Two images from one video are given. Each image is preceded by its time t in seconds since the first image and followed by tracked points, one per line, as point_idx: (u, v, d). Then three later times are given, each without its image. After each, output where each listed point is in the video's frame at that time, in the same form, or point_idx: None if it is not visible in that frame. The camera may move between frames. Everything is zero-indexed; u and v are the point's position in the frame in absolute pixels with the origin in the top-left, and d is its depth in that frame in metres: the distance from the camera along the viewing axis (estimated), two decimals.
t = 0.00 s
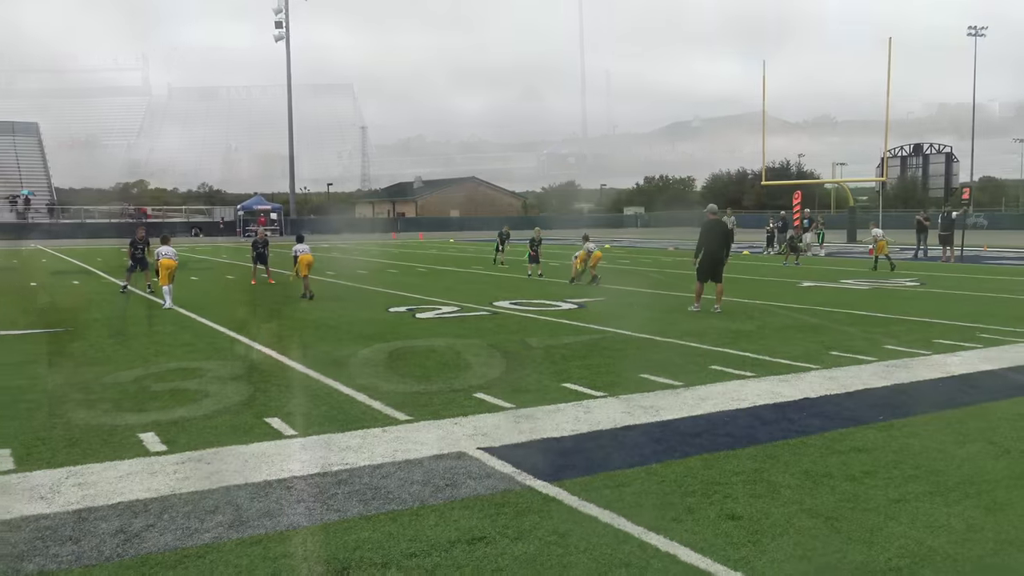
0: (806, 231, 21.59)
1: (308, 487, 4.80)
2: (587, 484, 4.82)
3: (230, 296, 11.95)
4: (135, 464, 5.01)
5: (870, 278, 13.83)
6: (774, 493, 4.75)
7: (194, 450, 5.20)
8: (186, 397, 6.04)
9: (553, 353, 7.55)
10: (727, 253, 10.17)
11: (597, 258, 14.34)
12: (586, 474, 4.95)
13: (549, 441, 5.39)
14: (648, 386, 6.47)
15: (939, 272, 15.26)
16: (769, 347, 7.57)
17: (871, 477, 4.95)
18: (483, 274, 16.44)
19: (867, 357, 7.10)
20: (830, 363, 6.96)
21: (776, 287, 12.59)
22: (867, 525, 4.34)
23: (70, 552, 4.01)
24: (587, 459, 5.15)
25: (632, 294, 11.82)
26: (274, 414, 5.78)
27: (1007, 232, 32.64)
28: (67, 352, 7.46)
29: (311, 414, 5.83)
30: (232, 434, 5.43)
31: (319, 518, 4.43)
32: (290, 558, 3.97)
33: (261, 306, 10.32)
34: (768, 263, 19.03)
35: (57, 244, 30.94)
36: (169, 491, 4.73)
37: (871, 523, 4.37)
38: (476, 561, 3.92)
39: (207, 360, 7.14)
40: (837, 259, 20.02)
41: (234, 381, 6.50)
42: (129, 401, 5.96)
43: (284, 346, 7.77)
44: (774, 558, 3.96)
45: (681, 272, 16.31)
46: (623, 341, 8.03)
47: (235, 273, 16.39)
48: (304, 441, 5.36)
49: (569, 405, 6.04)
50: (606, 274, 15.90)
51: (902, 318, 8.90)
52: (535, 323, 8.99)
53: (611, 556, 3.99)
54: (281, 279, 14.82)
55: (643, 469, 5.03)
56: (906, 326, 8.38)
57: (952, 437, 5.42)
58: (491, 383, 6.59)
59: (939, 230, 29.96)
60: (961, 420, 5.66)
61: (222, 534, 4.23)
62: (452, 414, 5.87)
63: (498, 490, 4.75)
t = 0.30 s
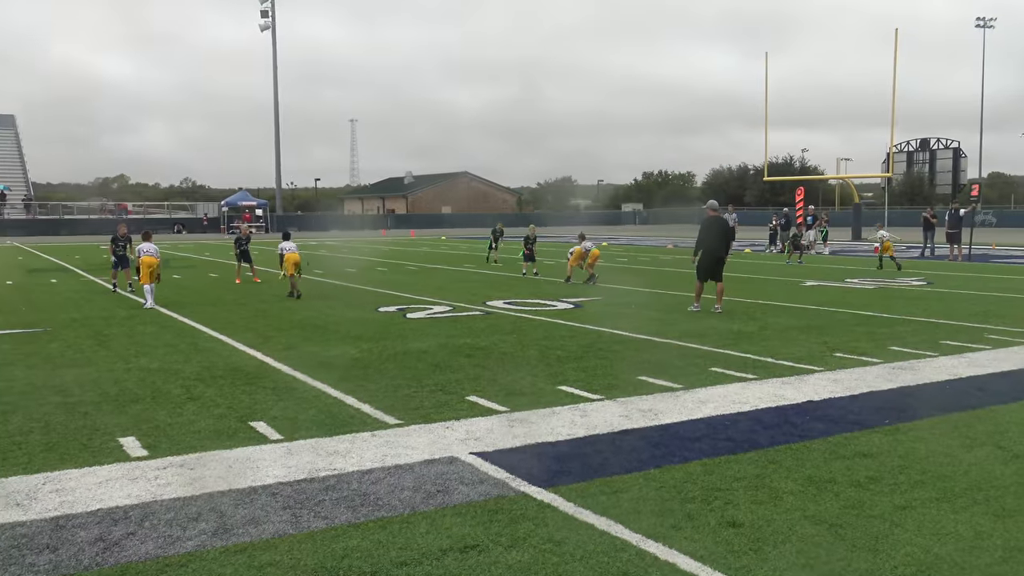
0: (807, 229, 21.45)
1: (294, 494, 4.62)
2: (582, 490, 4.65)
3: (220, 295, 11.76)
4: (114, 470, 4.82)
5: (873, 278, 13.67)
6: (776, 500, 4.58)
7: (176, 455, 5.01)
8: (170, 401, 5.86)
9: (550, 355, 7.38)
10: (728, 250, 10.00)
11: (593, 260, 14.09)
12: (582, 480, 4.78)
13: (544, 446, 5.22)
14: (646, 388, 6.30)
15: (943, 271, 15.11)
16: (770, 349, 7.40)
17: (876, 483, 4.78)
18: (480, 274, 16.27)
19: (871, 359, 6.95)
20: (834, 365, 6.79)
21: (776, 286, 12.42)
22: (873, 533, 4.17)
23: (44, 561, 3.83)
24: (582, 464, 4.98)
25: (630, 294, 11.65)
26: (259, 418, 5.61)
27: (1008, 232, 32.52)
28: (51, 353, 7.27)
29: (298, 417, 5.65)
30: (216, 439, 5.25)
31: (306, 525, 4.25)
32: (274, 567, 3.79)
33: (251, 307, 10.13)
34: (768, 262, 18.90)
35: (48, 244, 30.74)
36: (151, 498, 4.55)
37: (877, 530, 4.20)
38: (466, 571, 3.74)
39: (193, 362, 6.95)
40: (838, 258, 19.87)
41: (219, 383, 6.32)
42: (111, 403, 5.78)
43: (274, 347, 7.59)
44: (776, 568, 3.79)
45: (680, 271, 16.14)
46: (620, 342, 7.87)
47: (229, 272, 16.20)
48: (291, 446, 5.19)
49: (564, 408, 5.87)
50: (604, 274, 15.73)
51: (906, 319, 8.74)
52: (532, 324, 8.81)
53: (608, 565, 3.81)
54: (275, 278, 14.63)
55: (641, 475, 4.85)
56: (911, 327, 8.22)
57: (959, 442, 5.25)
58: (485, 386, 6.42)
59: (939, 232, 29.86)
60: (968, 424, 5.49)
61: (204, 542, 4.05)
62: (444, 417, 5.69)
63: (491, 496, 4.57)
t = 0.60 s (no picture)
0: (811, 233, 21.23)
1: (281, 506, 4.44)
2: (578, 502, 4.47)
3: (210, 298, 11.58)
4: (95, 480, 4.64)
5: (880, 283, 13.47)
6: (780, 513, 4.40)
7: (159, 465, 4.84)
8: (153, 408, 5.68)
9: (548, 362, 7.20)
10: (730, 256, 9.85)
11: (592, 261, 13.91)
12: (580, 491, 4.60)
13: (540, 456, 5.04)
14: (646, 397, 6.12)
15: (950, 277, 14.90)
16: (774, 356, 7.22)
17: (884, 496, 4.60)
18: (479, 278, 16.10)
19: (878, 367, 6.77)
20: (840, 373, 6.61)
21: (780, 291, 12.23)
22: (881, 547, 3.99)
23: None
24: (580, 475, 4.80)
25: (630, 299, 11.46)
26: (245, 427, 5.44)
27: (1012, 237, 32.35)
28: (30, 359, 7.09)
29: (285, 426, 5.48)
30: (200, 448, 5.07)
31: (292, 538, 4.07)
32: None
33: (239, 312, 9.96)
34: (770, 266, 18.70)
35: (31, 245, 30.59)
36: (132, 510, 4.37)
37: (886, 544, 4.02)
38: None
39: (177, 368, 6.78)
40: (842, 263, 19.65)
41: (204, 391, 6.15)
42: (92, 411, 5.60)
43: (262, 354, 7.41)
44: None
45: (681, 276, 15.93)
46: (620, 348, 7.69)
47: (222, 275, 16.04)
48: (278, 456, 5.01)
49: (561, 417, 5.69)
50: (604, 278, 15.54)
51: (914, 326, 8.55)
52: (529, 330, 8.63)
53: None
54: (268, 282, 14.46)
55: (640, 487, 4.67)
56: (918, 334, 8.04)
57: (969, 454, 5.07)
58: (480, 393, 6.24)
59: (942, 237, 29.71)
60: (977, 435, 5.32)
61: (186, 556, 3.87)
62: (436, 427, 5.52)
63: (485, 509, 4.39)
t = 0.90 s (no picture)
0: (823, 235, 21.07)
1: (274, 517, 4.27)
2: (580, 514, 4.30)
3: (205, 302, 11.42)
4: (82, 489, 4.48)
5: (893, 287, 13.25)
6: (791, 525, 4.22)
7: (147, 474, 4.68)
8: (142, 416, 5.52)
9: (551, 368, 7.04)
10: (738, 260, 9.69)
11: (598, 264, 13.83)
12: (582, 503, 4.43)
13: (541, 466, 4.87)
14: (651, 404, 5.95)
15: (965, 281, 14.66)
16: (783, 363, 7.03)
17: (898, 508, 4.42)
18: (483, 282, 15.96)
19: (891, 374, 6.59)
20: (852, 380, 6.43)
21: (790, 296, 12.03)
22: (897, 562, 3.81)
23: None
24: (582, 485, 4.63)
25: (635, 303, 11.28)
26: (236, 434, 5.28)
27: None
28: (17, 364, 6.94)
29: (278, 434, 5.32)
30: (190, 457, 4.91)
31: (284, 551, 3.89)
32: None
33: (232, 316, 9.80)
34: (780, 269, 18.45)
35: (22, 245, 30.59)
36: (119, 521, 4.20)
37: (902, 558, 3.84)
38: None
39: (166, 374, 6.62)
40: (853, 266, 19.42)
41: (194, 397, 5.99)
42: (78, 419, 5.44)
43: (255, 359, 7.25)
44: None
45: (688, 279, 15.72)
46: (624, 354, 7.53)
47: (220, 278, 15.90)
48: (270, 465, 4.85)
49: (563, 426, 5.52)
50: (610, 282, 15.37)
51: (929, 332, 8.36)
52: (531, 335, 8.48)
53: None
54: (267, 285, 14.31)
55: (645, 498, 4.50)
56: (933, 340, 7.86)
57: (986, 464, 4.89)
58: (480, 402, 6.07)
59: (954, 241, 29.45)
60: (994, 444, 5.14)
61: (175, 569, 3.70)
62: (435, 435, 5.35)
63: (485, 520, 4.22)
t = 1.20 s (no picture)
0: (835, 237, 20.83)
1: (267, 529, 4.11)
2: (583, 526, 4.13)
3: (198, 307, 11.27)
4: (69, 501, 4.33)
5: (908, 291, 13.04)
6: (803, 538, 4.05)
7: (136, 485, 4.52)
8: (131, 426, 5.37)
9: (555, 375, 6.87)
10: (748, 264, 9.52)
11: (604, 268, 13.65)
12: (586, 515, 4.26)
13: (544, 477, 4.70)
14: (657, 413, 5.78)
15: (983, 284, 14.43)
16: (793, 370, 6.86)
17: (914, 520, 4.24)
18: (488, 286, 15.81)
19: (906, 381, 6.40)
20: (866, 388, 6.24)
21: (802, 300, 11.83)
22: None
23: None
24: (586, 497, 4.47)
25: (642, 308, 11.11)
26: (228, 444, 5.13)
27: None
28: (4, 372, 6.80)
29: (272, 444, 5.16)
30: (180, 468, 4.76)
31: (277, 565, 3.73)
32: None
33: (224, 322, 9.64)
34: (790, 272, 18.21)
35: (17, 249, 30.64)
36: (107, 533, 4.04)
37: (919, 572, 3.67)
38: None
39: (156, 382, 6.47)
40: (865, 269, 19.19)
41: (185, 406, 5.84)
42: (65, 428, 5.29)
43: (248, 367, 7.09)
44: None
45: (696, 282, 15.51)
46: (629, 361, 7.36)
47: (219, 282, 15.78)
48: (263, 476, 4.69)
49: (566, 435, 5.35)
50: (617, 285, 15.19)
51: (945, 337, 8.16)
52: (534, 341, 8.32)
53: None
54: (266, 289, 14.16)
55: (652, 510, 4.33)
56: (949, 346, 7.67)
57: (1006, 474, 4.71)
58: (481, 410, 5.90)
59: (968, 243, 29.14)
60: (1013, 453, 4.95)
61: None
62: (434, 445, 5.18)
63: (486, 533, 4.06)
